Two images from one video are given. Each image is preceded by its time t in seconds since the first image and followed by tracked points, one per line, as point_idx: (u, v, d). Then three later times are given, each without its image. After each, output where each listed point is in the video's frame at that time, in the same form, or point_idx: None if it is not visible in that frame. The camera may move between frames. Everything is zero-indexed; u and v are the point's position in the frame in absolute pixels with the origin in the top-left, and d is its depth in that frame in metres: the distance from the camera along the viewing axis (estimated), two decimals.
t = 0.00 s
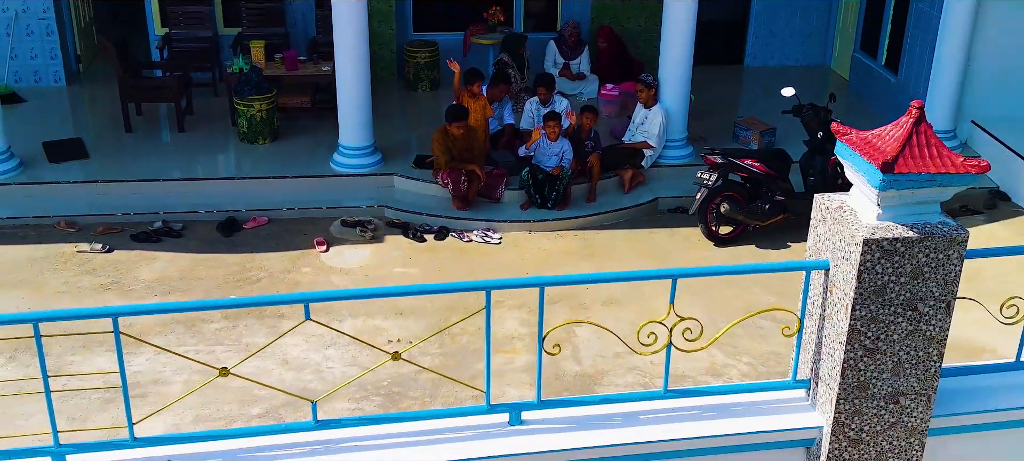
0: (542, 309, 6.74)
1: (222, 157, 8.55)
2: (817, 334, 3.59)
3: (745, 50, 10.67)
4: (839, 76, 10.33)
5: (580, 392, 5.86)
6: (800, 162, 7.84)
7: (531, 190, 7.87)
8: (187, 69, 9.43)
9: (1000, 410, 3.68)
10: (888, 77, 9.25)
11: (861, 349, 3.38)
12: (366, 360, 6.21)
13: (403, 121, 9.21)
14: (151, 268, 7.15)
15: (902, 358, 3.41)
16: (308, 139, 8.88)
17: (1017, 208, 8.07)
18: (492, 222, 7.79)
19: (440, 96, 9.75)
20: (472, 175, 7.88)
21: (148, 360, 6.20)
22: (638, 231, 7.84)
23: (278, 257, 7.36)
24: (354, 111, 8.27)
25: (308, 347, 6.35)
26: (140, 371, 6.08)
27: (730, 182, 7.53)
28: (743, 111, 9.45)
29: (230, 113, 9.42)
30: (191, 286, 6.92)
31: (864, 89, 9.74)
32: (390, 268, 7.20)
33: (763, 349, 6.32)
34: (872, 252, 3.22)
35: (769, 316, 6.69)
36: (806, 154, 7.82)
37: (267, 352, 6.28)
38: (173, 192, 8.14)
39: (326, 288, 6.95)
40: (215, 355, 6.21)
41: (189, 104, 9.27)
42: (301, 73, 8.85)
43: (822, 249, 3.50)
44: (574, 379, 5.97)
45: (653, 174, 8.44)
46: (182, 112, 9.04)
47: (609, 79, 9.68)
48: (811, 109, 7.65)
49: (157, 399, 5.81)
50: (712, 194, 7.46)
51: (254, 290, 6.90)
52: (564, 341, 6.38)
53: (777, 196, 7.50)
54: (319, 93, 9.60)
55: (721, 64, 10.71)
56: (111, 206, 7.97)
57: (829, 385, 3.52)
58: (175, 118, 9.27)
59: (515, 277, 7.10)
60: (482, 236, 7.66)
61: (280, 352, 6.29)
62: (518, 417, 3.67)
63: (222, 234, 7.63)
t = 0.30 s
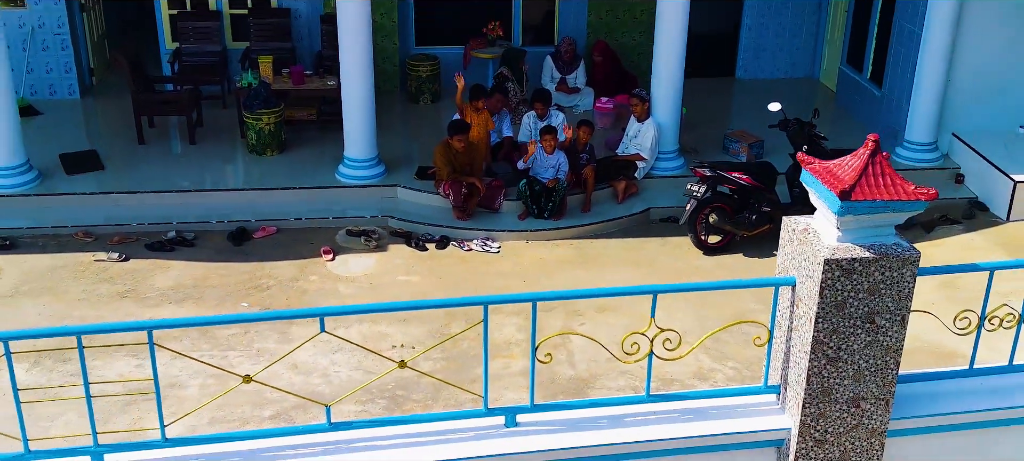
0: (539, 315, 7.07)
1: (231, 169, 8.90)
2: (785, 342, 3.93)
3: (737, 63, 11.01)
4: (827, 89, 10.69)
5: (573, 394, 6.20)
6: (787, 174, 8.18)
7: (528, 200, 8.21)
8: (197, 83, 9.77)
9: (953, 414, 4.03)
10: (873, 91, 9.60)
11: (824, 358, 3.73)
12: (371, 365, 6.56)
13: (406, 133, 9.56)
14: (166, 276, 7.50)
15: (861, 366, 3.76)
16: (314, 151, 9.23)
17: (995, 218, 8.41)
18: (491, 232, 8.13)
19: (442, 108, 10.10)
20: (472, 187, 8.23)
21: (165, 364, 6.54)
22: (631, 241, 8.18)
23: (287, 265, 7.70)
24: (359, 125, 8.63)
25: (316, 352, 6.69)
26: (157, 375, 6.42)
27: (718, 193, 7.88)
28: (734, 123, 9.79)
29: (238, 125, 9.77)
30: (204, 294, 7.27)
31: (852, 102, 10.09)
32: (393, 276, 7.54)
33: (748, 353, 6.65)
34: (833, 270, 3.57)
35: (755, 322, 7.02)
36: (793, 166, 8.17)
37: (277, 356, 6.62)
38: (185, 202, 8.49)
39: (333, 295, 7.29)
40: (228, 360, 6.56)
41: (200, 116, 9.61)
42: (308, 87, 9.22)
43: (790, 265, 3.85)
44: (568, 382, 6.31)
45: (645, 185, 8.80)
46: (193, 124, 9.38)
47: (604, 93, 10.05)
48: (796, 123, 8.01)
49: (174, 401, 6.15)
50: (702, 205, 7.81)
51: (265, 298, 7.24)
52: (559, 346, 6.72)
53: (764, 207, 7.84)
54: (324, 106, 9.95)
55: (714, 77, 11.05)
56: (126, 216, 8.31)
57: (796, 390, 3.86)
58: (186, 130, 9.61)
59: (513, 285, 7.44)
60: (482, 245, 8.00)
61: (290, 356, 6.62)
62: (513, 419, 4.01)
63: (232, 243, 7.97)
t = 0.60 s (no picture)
0: (538, 320, 7.37)
1: (241, 177, 9.22)
2: (765, 349, 4.26)
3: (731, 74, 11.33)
4: (818, 99, 11.01)
5: (570, 396, 6.50)
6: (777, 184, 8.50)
7: (527, 209, 8.53)
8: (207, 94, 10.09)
9: (920, 415, 4.35)
10: (862, 102, 9.92)
11: (800, 364, 4.04)
12: (378, 368, 6.87)
13: (409, 143, 9.88)
14: (181, 282, 7.81)
15: (834, 371, 4.07)
16: (321, 161, 9.55)
17: (977, 226, 8.73)
18: (492, 240, 8.45)
19: (444, 118, 10.43)
20: (474, 196, 8.55)
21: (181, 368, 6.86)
22: (627, 248, 8.49)
23: (296, 272, 8.01)
24: (365, 136, 8.95)
25: (325, 355, 7.00)
26: (174, 378, 6.74)
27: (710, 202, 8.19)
28: (727, 131, 10.10)
29: (247, 135, 10.09)
30: (217, 299, 7.58)
31: (841, 112, 10.41)
32: (399, 283, 7.86)
33: (738, 356, 6.96)
34: (807, 284, 3.88)
35: (745, 326, 7.32)
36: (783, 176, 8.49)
37: (288, 360, 6.93)
38: (197, 211, 8.80)
39: (340, 300, 7.60)
40: (242, 363, 6.87)
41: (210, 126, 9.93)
42: (315, 98, 9.56)
43: (769, 278, 4.17)
44: (565, 384, 6.62)
45: (641, 193, 9.11)
46: (204, 134, 9.70)
47: (602, 103, 10.39)
48: (784, 135, 8.33)
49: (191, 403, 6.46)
50: (694, 213, 8.13)
51: (275, 303, 7.55)
52: (558, 350, 7.02)
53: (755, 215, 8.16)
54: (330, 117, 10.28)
55: (708, 86, 11.37)
56: (140, 224, 8.63)
57: (775, 393, 4.18)
58: (197, 140, 9.93)
59: (514, 291, 7.75)
60: (483, 252, 8.32)
61: (300, 359, 6.93)
62: (514, 420, 4.32)
63: (243, 250, 8.29)
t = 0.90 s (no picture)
0: (538, 325, 7.67)
1: (250, 186, 9.52)
2: (750, 355, 4.56)
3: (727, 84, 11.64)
4: (811, 109, 11.32)
5: (569, 398, 6.79)
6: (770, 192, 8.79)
7: (528, 216, 8.83)
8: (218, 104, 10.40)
9: (896, 416, 4.66)
10: (852, 112, 10.23)
11: (782, 369, 4.35)
12: (385, 371, 7.17)
13: (413, 151, 10.19)
14: (195, 288, 8.11)
15: (814, 376, 4.38)
16: (329, 169, 9.87)
17: (963, 233, 9.03)
18: (494, 246, 8.75)
19: (447, 127, 10.75)
20: (476, 204, 8.88)
21: (197, 371, 7.16)
22: (625, 254, 8.80)
23: (305, 278, 8.31)
24: (371, 146, 9.26)
25: (334, 359, 7.29)
26: (190, 380, 7.04)
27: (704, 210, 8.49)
28: (722, 140, 10.41)
29: (256, 144, 10.40)
30: (230, 305, 7.88)
31: (833, 121, 10.72)
32: (404, 288, 8.17)
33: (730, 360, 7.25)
34: (788, 294, 4.18)
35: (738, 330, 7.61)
36: (776, 185, 8.77)
37: (299, 363, 7.23)
38: (209, 218, 9.11)
39: (348, 306, 7.90)
40: (255, 367, 7.17)
41: (220, 136, 10.24)
42: (323, 108, 9.87)
43: (754, 289, 4.47)
44: (565, 387, 6.92)
45: (638, 201, 9.41)
46: (215, 144, 10.02)
47: (601, 113, 10.71)
48: (776, 145, 8.63)
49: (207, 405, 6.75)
50: (689, 221, 8.45)
51: (286, 308, 7.85)
52: (557, 354, 7.32)
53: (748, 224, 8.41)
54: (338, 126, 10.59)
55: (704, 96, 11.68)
56: (154, 231, 8.94)
57: (760, 396, 4.49)
58: (208, 150, 10.25)
59: (515, 296, 8.05)
60: (486, 258, 8.62)
61: (310, 363, 7.23)
62: (517, 421, 4.60)
63: (254, 257, 8.59)
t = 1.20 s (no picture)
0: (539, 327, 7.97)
1: (260, 192, 9.81)
2: (739, 356, 4.85)
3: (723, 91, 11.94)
4: (804, 116, 11.62)
5: (569, 398, 7.08)
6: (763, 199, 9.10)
7: (530, 222, 9.15)
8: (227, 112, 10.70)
9: (879, 414, 4.95)
10: (844, 120, 10.53)
11: (768, 369, 4.64)
12: (393, 371, 7.46)
13: (417, 158, 10.49)
14: (208, 291, 8.41)
15: (798, 376, 4.67)
16: (336, 176, 10.18)
17: (950, 238, 9.32)
18: (496, 251, 9.05)
19: (450, 134, 11.06)
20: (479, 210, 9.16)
21: (212, 371, 7.45)
22: (623, 258, 9.09)
23: (314, 281, 8.61)
24: (377, 153, 9.55)
25: (343, 359, 7.59)
26: (206, 380, 7.33)
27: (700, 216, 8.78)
28: (718, 147, 10.70)
29: (265, 151, 10.70)
30: (242, 307, 8.17)
31: (826, 128, 11.01)
32: (410, 292, 8.46)
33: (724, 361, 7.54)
34: (774, 300, 4.48)
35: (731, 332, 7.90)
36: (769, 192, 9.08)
37: (310, 364, 7.52)
38: (221, 223, 9.40)
39: (356, 309, 8.19)
40: (267, 367, 7.47)
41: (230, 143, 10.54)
42: (330, 116, 10.16)
43: (742, 294, 4.76)
44: (565, 386, 7.21)
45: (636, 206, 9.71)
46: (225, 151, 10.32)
47: (600, 120, 11.03)
48: (768, 153, 8.95)
49: (222, 404, 7.04)
50: (685, 227, 8.73)
51: (296, 311, 8.15)
52: (558, 355, 7.61)
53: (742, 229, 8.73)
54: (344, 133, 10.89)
55: (701, 103, 11.97)
56: (167, 235, 9.24)
57: (747, 395, 4.78)
58: (219, 157, 10.55)
59: (517, 299, 8.35)
60: (488, 262, 8.92)
61: (320, 363, 7.52)
62: (520, 418, 4.88)
63: (264, 261, 8.88)
